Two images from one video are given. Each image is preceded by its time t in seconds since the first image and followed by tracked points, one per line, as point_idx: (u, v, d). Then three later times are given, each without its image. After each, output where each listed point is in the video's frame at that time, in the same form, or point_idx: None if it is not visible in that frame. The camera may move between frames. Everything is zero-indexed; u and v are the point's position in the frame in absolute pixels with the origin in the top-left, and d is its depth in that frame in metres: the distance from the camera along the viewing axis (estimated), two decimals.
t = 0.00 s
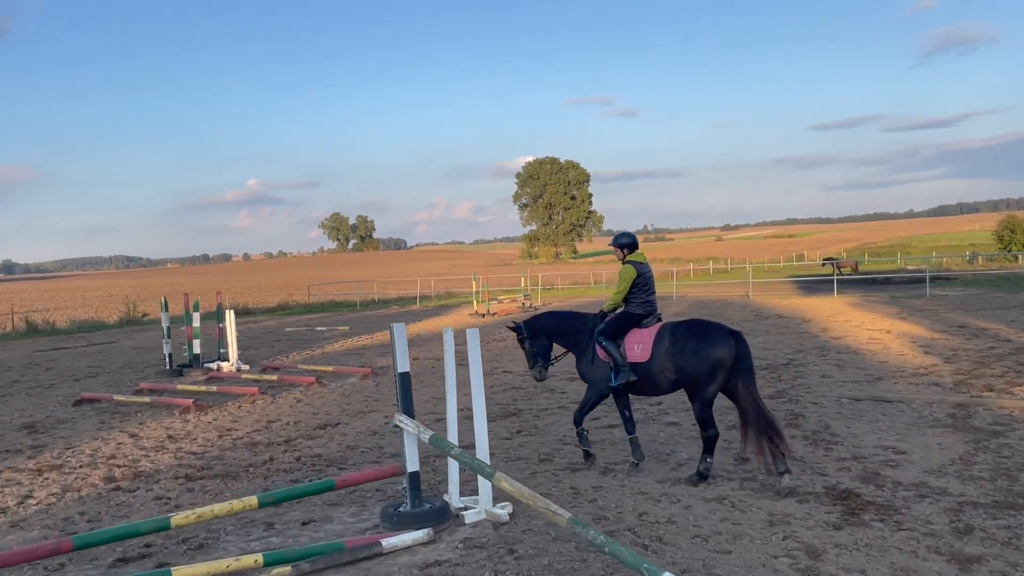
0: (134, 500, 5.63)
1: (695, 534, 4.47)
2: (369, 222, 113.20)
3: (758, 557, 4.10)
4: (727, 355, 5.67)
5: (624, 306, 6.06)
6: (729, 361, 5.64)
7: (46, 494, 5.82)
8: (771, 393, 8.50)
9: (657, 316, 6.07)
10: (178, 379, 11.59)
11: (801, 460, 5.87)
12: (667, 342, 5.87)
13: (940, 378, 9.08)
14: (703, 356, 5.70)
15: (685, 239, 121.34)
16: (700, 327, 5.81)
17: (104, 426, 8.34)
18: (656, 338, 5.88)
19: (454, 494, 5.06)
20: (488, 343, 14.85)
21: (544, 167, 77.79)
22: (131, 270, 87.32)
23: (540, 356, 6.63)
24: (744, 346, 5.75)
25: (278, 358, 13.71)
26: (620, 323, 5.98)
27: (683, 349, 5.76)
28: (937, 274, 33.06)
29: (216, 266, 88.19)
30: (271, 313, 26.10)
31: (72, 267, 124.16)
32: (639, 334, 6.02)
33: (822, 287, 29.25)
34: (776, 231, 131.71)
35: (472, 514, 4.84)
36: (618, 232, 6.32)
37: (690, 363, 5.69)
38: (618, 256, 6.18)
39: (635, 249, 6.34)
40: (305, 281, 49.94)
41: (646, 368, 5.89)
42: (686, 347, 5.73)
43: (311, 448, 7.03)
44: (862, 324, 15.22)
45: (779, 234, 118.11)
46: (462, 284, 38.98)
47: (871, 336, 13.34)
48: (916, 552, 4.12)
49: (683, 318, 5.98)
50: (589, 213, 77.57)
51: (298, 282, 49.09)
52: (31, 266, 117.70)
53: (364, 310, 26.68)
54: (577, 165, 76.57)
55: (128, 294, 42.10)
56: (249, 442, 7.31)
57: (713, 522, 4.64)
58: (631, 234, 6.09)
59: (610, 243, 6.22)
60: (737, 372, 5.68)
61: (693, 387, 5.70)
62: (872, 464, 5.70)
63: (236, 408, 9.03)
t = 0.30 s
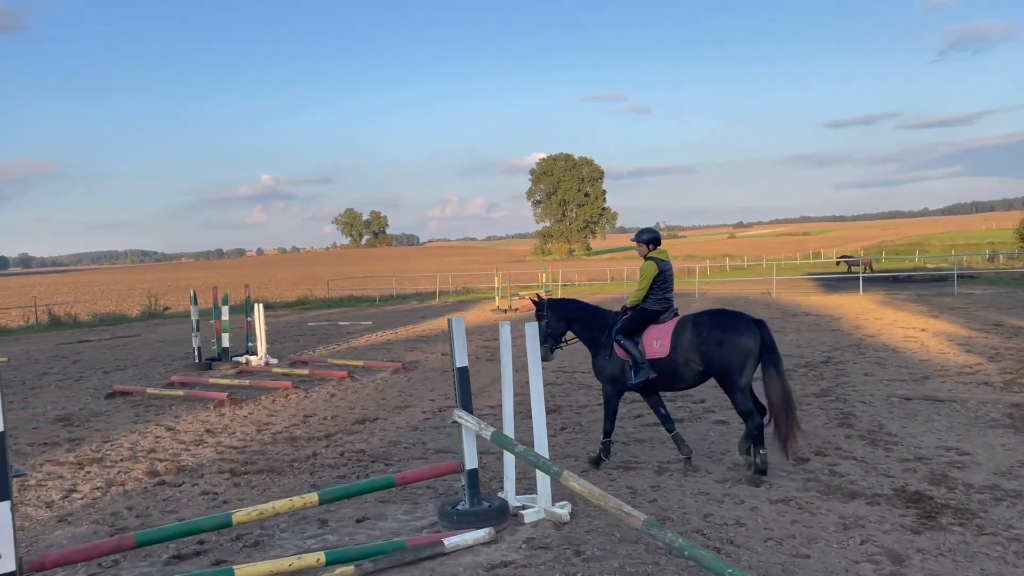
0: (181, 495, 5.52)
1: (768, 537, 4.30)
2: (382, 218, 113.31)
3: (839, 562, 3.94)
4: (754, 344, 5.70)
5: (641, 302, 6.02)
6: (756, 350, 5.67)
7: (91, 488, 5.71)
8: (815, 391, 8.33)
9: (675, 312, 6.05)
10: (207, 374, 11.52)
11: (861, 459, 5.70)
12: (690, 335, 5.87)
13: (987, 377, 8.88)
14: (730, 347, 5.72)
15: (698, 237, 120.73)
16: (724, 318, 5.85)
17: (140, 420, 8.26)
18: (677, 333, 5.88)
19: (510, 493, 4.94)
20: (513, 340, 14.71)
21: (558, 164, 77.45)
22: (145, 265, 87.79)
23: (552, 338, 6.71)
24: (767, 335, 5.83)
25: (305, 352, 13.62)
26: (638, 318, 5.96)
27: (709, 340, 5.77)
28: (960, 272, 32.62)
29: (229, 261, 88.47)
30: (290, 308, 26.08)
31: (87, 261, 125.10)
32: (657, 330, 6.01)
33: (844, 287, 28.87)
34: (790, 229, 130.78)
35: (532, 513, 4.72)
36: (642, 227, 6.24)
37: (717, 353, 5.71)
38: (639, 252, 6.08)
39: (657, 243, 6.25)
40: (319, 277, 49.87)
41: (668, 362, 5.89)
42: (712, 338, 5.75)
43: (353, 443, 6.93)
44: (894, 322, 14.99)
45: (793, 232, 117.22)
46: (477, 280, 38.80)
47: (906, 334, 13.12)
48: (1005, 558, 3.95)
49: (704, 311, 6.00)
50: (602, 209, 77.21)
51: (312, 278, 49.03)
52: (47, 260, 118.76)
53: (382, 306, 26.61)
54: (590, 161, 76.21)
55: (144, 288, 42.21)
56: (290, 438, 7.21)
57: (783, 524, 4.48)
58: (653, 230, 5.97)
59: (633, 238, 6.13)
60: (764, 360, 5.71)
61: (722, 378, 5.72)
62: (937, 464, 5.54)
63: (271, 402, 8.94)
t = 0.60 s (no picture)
0: (226, 495, 5.40)
1: (843, 545, 4.15)
2: (388, 213, 113.23)
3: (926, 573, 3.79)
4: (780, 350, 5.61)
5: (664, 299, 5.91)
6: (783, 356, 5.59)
7: (134, 488, 5.59)
8: (858, 391, 8.17)
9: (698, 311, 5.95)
10: (231, 370, 11.40)
11: (922, 463, 5.55)
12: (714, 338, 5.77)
13: None
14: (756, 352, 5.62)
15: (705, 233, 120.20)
16: (749, 321, 5.74)
17: (171, 417, 8.15)
18: (703, 332, 5.78)
19: (569, 497, 4.79)
20: (536, 338, 14.56)
21: (565, 160, 77.07)
22: (152, 259, 87.90)
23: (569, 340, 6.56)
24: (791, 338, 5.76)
25: (327, 348, 13.49)
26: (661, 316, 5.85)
27: (734, 343, 5.67)
28: (977, 270, 32.28)
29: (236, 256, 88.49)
30: (304, 303, 25.96)
31: (95, 255, 125.43)
32: (681, 328, 5.90)
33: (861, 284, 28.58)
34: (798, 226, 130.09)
35: (593, 518, 4.58)
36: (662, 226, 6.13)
37: (743, 358, 5.62)
38: (658, 250, 5.98)
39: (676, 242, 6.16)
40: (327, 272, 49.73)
41: (692, 362, 5.78)
42: (738, 342, 5.65)
43: (393, 443, 6.81)
44: (922, 320, 14.78)
45: (801, 229, 116.59)
46: (488, 276, 38.62)
47: (937, 333, 12.92)
48: None
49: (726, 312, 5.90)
50: (609, 205, 76.86)
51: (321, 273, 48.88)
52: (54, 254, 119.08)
53: (396, 302, 26.47)
54: (598, 157, 75.85)
55: (153, 283, 42.14)
56: (327, 437, 7.09)
57: (857, 532, 4.33)
58: (673, 227, 5.89)
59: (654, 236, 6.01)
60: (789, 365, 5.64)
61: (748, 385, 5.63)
62: (1003, 469, 5.37)
63: (302, 400, 8.82)
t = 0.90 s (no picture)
0: (268, 487, 5.29)
1: (914, 543, 4.03)
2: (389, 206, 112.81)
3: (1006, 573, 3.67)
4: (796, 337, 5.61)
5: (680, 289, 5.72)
6: (799, 344, 5.58)
7: (172, 478, 5.48)
8: (894, 387, 8.06)
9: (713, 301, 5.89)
10: (250, 361, 11.27)
11: (977, 460, 5.43)
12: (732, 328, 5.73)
13: None
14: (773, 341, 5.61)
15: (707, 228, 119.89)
16: (767, 309, 5.71)
17: (198, 407, 8.04)
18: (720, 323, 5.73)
19: (623, 491, 4.68)
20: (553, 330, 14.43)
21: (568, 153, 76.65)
22: (154, 249, 87.70)
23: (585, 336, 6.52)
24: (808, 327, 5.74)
25: (344, 340, 13.36)
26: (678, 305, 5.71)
27: (751, 332, 5.65)
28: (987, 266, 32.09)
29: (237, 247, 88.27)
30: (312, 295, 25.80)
31: (94, 245, 125.05)
32: (698, 319, 5.80)
33: (871, 280, 28.40)
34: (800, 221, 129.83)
35: (651, 513, 4.47)
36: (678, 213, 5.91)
37: (760, 346, 5.59)
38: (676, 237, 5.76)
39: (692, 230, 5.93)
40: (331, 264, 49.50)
41: (709, 353, 5.74)
42: (755, 331, 5.63)
43: (428, 435, 6.71)
44: (943, 316, 14.64)
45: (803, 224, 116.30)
46: (494, 269, 38.40)
47: (962, 328, 12.79)
48: None
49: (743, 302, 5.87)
50: (611, 199, 76.53)
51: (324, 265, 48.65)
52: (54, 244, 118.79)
53: (404, 294, 26.30)
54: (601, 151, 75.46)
55: (157, 273, 41.92)
56: (360, 428, 6.99)
57: (926, 530, 4.21)
58: (692, 215, 5.65)
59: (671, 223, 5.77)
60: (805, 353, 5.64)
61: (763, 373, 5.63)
62: None
63: (328, 391, 8.70)
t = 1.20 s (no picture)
0: (301, 486, 5.19)
1: (972, 549, 3.98)
2: (381, 200, 112.26)
3: None
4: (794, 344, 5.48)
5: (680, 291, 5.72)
6: (798, 350, 5.46)
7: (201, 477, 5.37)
8: (915, 387, 8.06)
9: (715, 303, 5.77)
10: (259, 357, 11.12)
11: (1017, 463, 5.40)
12: (732, 331, 5.59)
13: None
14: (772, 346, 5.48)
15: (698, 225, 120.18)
16: (769, 314, 5.57)
17: (214, 404, 7.90)
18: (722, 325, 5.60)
19: (668, 494, 4.61)
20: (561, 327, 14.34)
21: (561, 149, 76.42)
22: (143, 242, 86.90)
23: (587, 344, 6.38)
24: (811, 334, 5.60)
25: (351, 335, 13.23)
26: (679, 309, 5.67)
27: (751, 337, 5.52)
28: (982, 266, 32.29)
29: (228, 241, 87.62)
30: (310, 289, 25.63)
31: (82, 237, 123.87)
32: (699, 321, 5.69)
33: (868, 279, 28.51)
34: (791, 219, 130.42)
35: (698, 518, 4.40)
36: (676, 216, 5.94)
37: (757, 351, 5.46)
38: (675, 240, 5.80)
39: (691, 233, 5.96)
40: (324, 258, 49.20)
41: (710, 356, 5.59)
42: (755, 335, 5.49)
43: (454, 433, 6.62)
44: (950, 315, 14.69)
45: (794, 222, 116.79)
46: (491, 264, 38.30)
47: (971, 328, 12.83)
48: None
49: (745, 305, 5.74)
50: (604, 196, 76.50)
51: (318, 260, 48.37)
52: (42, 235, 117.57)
53: (403, 289, 26.16)
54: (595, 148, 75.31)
55: (150, 266, 41.53)
56: (384, 426, 6.89)
57: (979, 535, 4.16)
58: (693, 216, 5.70)
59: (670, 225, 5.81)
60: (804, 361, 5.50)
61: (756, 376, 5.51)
62: None
63: (345, 388, 8.59)
